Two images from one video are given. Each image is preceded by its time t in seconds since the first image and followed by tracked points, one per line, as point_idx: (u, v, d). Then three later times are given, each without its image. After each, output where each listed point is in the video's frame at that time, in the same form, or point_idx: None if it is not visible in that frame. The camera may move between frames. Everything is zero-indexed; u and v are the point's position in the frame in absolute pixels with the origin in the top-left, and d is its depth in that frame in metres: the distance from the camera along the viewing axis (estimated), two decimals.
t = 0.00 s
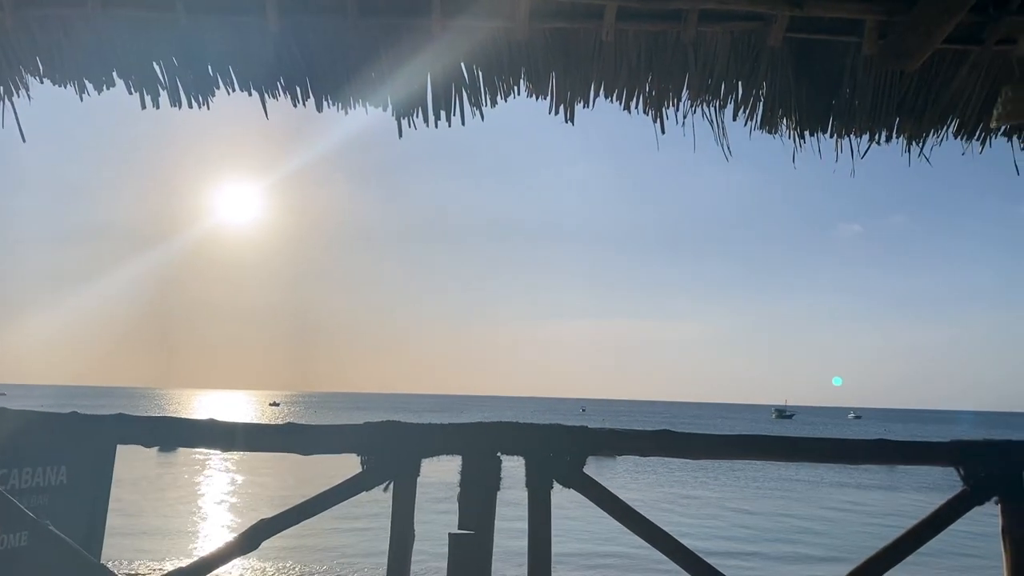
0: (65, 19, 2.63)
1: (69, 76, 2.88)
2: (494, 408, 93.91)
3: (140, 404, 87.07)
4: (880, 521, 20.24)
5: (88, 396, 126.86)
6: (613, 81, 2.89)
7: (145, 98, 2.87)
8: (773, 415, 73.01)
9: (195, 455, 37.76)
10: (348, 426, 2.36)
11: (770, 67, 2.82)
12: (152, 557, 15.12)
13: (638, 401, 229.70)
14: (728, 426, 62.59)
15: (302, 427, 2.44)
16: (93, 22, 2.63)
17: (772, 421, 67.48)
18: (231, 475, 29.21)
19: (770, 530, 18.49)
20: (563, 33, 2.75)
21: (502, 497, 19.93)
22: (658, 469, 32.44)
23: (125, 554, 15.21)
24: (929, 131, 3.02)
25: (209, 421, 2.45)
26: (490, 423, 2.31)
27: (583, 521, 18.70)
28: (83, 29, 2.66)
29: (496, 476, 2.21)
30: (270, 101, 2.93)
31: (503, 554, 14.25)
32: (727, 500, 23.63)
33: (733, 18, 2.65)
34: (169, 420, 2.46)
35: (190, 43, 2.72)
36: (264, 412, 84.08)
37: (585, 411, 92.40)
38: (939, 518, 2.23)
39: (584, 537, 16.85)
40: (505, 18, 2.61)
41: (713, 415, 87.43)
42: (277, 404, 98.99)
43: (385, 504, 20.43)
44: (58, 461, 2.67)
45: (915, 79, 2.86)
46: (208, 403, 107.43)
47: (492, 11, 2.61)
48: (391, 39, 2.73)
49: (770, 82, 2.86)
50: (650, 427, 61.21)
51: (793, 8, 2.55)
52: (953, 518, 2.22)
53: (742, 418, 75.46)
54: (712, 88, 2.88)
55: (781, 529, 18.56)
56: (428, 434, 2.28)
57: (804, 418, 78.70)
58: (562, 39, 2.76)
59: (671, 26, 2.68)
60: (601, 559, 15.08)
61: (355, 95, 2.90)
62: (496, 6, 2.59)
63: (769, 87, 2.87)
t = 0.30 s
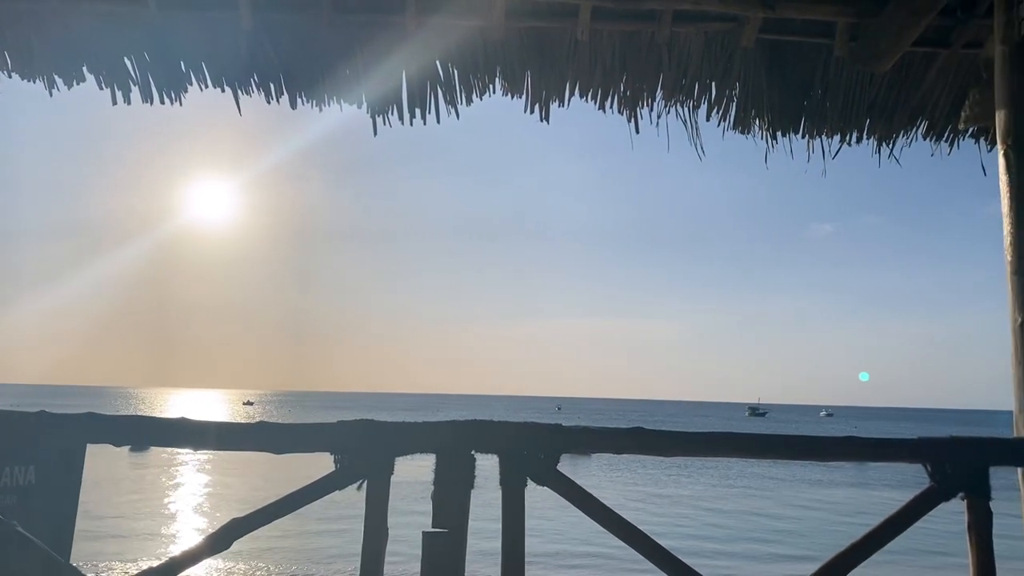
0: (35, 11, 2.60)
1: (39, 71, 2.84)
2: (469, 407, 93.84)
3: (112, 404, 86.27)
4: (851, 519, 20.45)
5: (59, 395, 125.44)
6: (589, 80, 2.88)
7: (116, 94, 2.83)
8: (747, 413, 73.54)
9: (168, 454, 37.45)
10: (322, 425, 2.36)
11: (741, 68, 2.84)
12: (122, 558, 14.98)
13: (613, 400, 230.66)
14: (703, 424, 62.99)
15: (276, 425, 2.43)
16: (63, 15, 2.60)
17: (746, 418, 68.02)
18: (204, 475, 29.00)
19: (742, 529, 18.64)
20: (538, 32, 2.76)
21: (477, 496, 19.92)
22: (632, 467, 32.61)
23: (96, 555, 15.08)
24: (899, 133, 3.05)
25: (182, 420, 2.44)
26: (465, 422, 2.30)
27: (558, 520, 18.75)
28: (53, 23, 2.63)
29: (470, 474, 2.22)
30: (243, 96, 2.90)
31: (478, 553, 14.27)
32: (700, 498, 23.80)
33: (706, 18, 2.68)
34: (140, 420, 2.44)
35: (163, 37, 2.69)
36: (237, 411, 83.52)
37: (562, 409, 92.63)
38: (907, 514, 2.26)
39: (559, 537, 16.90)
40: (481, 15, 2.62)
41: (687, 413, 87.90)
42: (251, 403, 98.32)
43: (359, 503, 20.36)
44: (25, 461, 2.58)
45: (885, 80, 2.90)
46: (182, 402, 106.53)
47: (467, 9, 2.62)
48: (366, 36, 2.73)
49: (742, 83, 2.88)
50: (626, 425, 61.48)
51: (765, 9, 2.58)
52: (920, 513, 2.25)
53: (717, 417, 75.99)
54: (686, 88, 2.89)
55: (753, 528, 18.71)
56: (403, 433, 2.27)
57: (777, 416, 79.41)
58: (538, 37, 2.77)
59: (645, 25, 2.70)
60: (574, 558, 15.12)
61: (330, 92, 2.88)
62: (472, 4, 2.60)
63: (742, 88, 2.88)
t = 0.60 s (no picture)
0: None
1: None
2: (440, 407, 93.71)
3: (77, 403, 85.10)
4: (819, 517, 20.70)
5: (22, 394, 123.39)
6: (559, 80, 2.88)
7: (81, 89, 2.78)
8: (717, 411, 74.05)
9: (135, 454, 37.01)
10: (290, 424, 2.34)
11: (711, 68, 2.86)
12: (86, 560, 14.77)
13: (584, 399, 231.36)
14: (673, 422, 63.46)
15: (244, 424, 2.41)
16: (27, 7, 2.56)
17: (715, 415, 68.65)
18: (170, 475, 28.70)
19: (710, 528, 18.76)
20: (510, 29, 2.76)
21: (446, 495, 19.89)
22: (603, 466, 32.74)
23: (60, 557, 14.87)
24: (866, 134, 3.08)
25: (148, 419, 2.41)
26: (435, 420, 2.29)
27: (527, 520, 18.76)
28: (17, 14, 2.58)
29: (439, 474, 2.22)
30: (212, 93, 2.86)
31: (447, 553, 14.26)
32: (669, 497, 23.94)
33: (676, 19, 2.70)
34: (106, 420, 2.41)
35: (130, 32, 2.65)
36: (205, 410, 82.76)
37: (533, 408, 92.84)
38: (871, 511, 2.30)
39: (528, 537, 16.91)
40: (451, 13, 2.62)
41: (658, 411, 88.40)
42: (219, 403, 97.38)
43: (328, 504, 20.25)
44: None
45: (852, 81, 2.93)
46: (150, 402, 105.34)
47: (438, 8, 2.61)
48: (337, 32, 2.71)
49: (712, 83, 2.90)
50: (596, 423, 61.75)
51: (735, 11, 2.59)
52: (885, 510, 2.28)
53: (686, 415, 76.58)
54: (656, 89, 2.90)
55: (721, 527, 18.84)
56: (371, 433, 2.26)
57: (745, 414, 80.19)
58: (508, 36, 2.77)
59: (615, 26, 2.71)
60: (543, 559, 15.13)
61: (299, 88, 2.85)
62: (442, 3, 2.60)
63: (711, 89, 2.90)
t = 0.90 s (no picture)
0: None
1: None
2: (406, 406, 93.45)
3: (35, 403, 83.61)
4: (780, 515, 20.94)
5: None
6: (525, 80, 2.88)
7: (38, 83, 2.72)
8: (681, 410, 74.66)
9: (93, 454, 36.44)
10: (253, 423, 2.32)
11: (675, 69, 2.88)
12: (42, 564, 14.50)
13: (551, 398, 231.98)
14: (638, 420, 63.80)
15: (206, 424, 2.38)
16: None
17: (680, 413, 69.10)
18: (131, 475, 28.30)
19: (673, 527, 18.90)
20: (475, 29, 2.76)
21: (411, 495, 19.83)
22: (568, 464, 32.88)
23: (15, 561, 14.58)
24: (826, 136, 3.12)
25: (110, 419, 2.38)
26: (398, 419, 2.29)
27: (492, 519, 18.77)
28: None
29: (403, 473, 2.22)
30: (173, 89, 2.82)
31: (411, 553, 14.21)
32: (634, 495, 24.10)
33: (641, 21, 2.72)
34: (65, 419, 2.36)
35: (90, 25, 2.61)
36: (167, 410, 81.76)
37: (500, 407, 92.86)
38: (831, 507, 2.33)
39: (493, 537, 16.92)
40: (417, 11, 2.62)
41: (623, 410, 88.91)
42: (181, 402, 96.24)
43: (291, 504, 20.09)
44: None
45: (813, 84, 2.97)
46: (110, 402, 103.74)
47: (403, 6, 2.61)
48: (302, 27, 2.69)
49: (676, 85, 2.92)
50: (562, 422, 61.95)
51: (698, 13, 2.62)
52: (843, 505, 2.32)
53: (652, 414, 77.03)
54: (621, 89, 2.91)
55: (684, 526, 19.00)
56: (335, 432, 2.25)
57: (709, 413, 80.94)
58: (474, 35, 2.78)
59: (580, 26, 2.73)
60: (507, 559, 15.14)
61: (262, 85, 2.81)
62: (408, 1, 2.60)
63: (675, 90, 2.92)
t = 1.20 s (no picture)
0: None
1: None
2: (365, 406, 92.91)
3: None
4: (737, 514, 21.17)
5: None
6: (486, 79, 2.88)
7: None
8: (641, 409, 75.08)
9: (43, 454, 35.60)
10: (209, 423, 2.28)
11: (635, 72, 2.90)
12: None
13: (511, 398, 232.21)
14: (598, 419, 64.07)
15: (161, 424, 2.34)
16: None
17: (640, 412, 69.55)
18: (82, 476, 27.74)
19: (631, 527, 19.03)
20: (437, 27, 2.75)
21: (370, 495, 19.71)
22: (528, 464, 32.95)
23: None
24: (783, 139, 3.17)
25: (61, 419, 2.33)
26: (358, 419, 2.28)
27: (452, 520, 18.72)
28: None
29: (361, 472, 2.21)
30: (128, 83, 2.77)
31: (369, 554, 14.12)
32: (592, 494, 24.23)
33: (601, 23, 2.75)
34: (16, 420, 2.31)
35: (43, 16, 2.55)
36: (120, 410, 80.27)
37: (462, 407, 92.69)
38: (783, 505, 2.38)
39: (452, 539, 16.87)
40: (378, 8, 2.60)
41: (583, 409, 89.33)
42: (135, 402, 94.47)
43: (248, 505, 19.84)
44: None
45: (770, 89, 3.03)
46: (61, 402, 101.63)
47: (364, 4, 2.60)
48: (263, 22, 2.66)
49: (636, 87, 2.94)
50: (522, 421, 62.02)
51: (657, 16, 2.64)
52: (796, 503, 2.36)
53: (612, 413, 77.42)
54: (582, 91, 2.93)
55: (642, 526, 19.13)
56: (293, 431, 2.23)
57: (669, 412, 81.62)
58: (436, 33, 2.77)
59: (542, 27, 2.74)
60: (466, 561, 15.11)
61: (221, 80, 2.77)
62: None
63: (635, 92, 2.94)
